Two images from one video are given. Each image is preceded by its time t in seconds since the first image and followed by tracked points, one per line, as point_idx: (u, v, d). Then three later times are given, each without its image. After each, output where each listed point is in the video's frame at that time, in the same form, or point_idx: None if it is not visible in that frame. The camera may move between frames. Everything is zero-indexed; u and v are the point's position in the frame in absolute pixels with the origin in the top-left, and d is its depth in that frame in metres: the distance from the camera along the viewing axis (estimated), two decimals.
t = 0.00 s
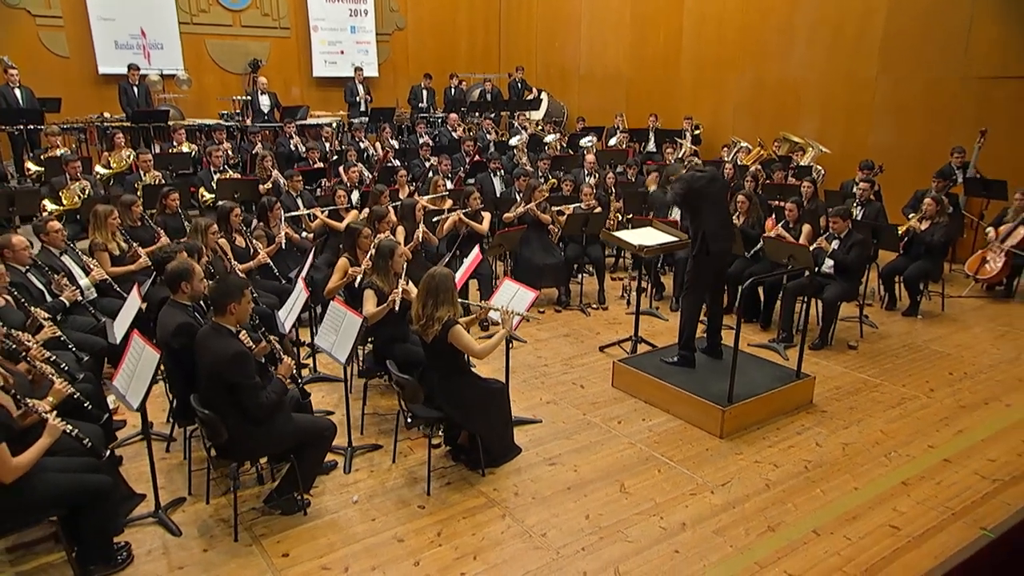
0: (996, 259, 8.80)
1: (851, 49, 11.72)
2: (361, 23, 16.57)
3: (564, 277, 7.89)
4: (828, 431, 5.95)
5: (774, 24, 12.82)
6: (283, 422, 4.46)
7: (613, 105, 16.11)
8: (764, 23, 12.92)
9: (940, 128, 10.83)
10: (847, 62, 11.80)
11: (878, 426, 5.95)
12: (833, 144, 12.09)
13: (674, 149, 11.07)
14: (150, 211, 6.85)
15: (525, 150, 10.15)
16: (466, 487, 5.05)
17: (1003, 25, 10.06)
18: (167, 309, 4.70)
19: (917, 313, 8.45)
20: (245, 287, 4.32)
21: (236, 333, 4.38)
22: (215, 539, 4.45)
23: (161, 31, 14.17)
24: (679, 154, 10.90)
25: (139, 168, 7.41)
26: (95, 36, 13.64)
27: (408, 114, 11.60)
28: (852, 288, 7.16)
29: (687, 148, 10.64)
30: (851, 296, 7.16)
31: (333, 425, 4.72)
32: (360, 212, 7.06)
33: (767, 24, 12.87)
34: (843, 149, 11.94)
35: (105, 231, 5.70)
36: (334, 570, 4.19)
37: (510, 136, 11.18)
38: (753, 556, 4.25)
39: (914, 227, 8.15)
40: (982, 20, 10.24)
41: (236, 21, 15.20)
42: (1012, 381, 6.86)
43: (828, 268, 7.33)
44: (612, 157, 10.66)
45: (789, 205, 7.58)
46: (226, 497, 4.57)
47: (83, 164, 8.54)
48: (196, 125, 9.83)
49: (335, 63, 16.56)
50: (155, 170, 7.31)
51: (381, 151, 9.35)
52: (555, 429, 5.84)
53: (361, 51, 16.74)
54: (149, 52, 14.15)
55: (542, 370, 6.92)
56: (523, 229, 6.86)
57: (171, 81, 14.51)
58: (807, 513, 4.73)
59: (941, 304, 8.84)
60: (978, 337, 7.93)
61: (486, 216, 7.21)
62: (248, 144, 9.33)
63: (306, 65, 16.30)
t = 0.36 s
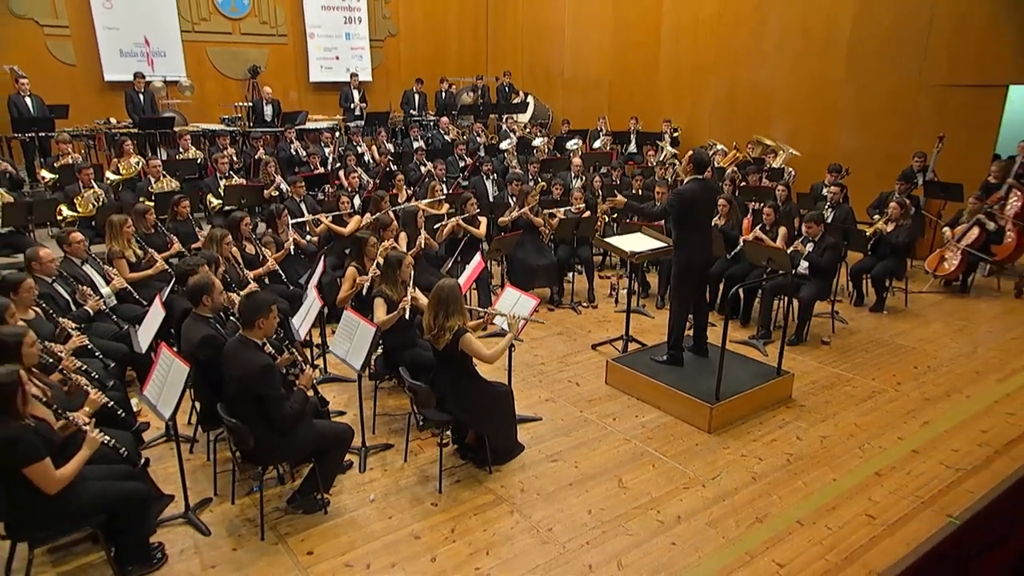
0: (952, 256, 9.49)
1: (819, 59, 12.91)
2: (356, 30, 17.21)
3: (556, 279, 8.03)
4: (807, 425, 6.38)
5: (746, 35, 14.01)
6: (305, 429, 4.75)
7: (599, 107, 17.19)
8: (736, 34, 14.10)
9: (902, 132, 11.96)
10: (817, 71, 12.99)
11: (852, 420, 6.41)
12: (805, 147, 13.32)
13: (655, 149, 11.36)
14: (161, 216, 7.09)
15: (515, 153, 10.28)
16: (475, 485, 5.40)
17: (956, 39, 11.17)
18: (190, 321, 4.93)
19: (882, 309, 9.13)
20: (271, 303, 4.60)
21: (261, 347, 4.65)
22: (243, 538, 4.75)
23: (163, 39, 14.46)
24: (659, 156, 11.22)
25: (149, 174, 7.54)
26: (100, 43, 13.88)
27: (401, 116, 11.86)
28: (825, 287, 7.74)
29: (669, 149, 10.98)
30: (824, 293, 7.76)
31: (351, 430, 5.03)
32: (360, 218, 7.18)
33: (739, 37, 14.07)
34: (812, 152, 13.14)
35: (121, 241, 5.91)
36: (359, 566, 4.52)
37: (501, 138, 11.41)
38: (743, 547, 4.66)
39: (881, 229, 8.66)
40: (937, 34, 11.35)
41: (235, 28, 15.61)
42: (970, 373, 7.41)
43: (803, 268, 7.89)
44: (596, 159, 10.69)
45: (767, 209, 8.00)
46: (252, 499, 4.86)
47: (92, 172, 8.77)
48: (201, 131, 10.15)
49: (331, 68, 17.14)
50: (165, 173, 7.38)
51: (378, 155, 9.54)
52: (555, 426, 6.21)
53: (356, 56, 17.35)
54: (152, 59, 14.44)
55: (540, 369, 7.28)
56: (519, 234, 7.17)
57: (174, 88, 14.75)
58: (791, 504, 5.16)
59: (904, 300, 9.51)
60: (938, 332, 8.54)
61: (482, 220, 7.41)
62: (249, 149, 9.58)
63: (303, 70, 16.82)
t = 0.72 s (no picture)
0: (919, 256, 10.04)
1: (794, 69, 13.52)
2: (360, 38, 17.83)
3: (555, 280, 8.29)
4: (791, 418, 6.86)
5: (728, 43, 14.51)
6: (333, 432, 5.12)
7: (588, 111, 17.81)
8: (720, 41, 14.61)
9: (874, 138, 12.61)
10: (793, 80, 13.60)
11: (833, 414, 6.90)
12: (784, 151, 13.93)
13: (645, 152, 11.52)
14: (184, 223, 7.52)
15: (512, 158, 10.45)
16: (489, 479, 5.81)
17: (921, 52, 11.87)
18: (222, 331, 5.26)
19: (857, 306, 9.77)
20: (301, 316, 4.94)
21: (292, 356, 5.00)
22: (278, 531, 5.13)
23: (179, 49, 15.01)
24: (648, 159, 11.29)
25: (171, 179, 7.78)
26: (119, 54, 14.38)
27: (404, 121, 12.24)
28: (807, 287, 8.34)
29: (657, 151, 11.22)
30: (805, 293, 8.37)
31: (374, 431, 5.40)
32: (370, 226, 7.29)
33: (720, 46, 14.61)
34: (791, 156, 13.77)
35: (148, 248, 6.19)
36: (388, 556, 4.91)
37: (498, 141, 11.73)
38: (737, 535, 5.13)
39: (856, 232, 9.38)
40: (904, 47, 12.02)
41: (246, 38, 16.12)
42: (937, 367, 7.94)
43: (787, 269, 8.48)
44: (588, 161, 10.57)
45: (751, 213, 8.51)
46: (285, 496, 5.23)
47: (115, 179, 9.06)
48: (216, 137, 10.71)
49: (335, 75, 17.74)
50: (185, 180, 7.76)
51: (382, 159, 9.76)
52: (559, 421, 6.63)
53: (360, 63, 18.03)
54: (168, 68, 15.01)
55: (543, 366, 7.69)
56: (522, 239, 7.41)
57: (188, 95, 15.34)
58: (781, 494, 5.62)
59: (876, 297, 10.13)
60: (906, 327, 9.11)
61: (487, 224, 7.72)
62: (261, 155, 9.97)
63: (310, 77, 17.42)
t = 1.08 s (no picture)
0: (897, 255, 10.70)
1: (780, 76, 14.10)
2: (371, 46, 18.86)
3: (561, 279, 8.65)
4: (783, 412, 7.36)
5: (720, 50, 15.10)
6: (365, 431, 5.52)
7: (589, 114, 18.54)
8: (713, 47, 15.20)
9: (852, 143, 13.17)
10: (779, 87, 14.17)
11: (821, 408, 7.42)
12: (770, 153, 14.53)
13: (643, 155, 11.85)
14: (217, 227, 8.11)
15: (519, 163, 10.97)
16: (507, 471, 6.28)
17: (898, 61, 12.33)
18: (261, 337, 5.63)
19: (841, 303, 10.34)
20: (335, 326, 5.31)
21: (327, 363, 5.38)
22: (316, 521, 5.56)
23: (203, 58, 15.92)
24: (645, 163, 11.57)
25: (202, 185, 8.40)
26: (148, 64, 15.23)
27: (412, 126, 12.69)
28: (797, 288, 8.95)
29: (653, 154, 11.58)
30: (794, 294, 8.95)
31: (401, 429, 5.82)
32: (387, 227, 7.69)
33: (714, 55, 15.20)
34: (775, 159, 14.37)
35: (184, 252, 6.50)
36: (418, 545, 5.35)
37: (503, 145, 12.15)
38: (736, 523, 5.61)
39: (840, 235, 10.08)
40: (884, 56, 12.50)
41: (265, 48, 17.10)
42: (915, 361, 8.46)
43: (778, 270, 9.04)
44: (590, 163, 11.02)
45: (745, 218, 9.22)
46: (321, 488, 5.66)
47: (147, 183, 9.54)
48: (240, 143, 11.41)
49: (348, 82, 18.76)
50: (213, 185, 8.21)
51: (395, 162, 10.39)
52: (569, 416, 7.10)
53: (370, 70, 19.03)
54: (194, 77, 15.92)
55: (551, 363, 8.17)
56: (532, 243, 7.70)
57: (212, 101, 16.26)
58: (775, 484, 6.13)
59: (858, 294, 10.73)
60: (886, 323, 9.67)
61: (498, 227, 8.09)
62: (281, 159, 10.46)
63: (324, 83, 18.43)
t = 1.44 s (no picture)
0: (881, 253, 11.26)
1: (774, 82, 14.60)
2: (387, 53, 19.28)
3: (568, 277, 9.11)
4: (777, 404, 7.90)
5: (717, 56, 15.56)
6: (395, 426, 5.96)
7: (591, 116, 19.09)
8: (711, 53, 15.66)
9: (841, 146, 13.70)
10: (773, 92, 14.68)
11: (811, 400, 7.97)
12: (764, 156, 15.07)
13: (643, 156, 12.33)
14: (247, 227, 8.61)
15: (528, 165, 11.58)
16: (523, 462, 6.77)
17: (885, 69, 12.82)
18: (296, 339, 6.05)
19: (829, 299, 10.90)
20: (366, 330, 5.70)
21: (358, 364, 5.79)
22: (350, 508, 6.03)
23: (229, 66, 16.40)
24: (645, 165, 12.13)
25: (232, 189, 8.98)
26: (179, 72, 15.77)
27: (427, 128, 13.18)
28: (789, 287, 9.44)
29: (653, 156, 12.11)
30: (786, 292, 9.43)
31: (427, 424, 6.26)
32: (404, 228, 8.14)
33: (712, 61, 15.65)
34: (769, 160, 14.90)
35: (219, 254, 6.92)
36: (444, 531, 5.82)
37: (512, 147, 12.58)
38: (735, 510, 6.14)
39: (830, 236, 10.64)
40: (872, 64, 13.00)
41: (288, 55, 17.52)
42: (897, 356, 9.02)
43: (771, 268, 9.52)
44: (594, 166, 11.59)
45: (741, 222, 9.68)
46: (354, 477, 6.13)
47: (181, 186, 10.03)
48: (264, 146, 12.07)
49: (365, 86, 19.20)
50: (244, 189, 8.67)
51: (410, 164, 10.84)
52: (580, 408, 7.61)
53: (387, 76, 19.46)
54: (221, 84, 16.41)
55: (561, 358, 8.70)
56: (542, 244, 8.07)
57: (237, 107, 16.78)
58: (770, 472, 6.67)
59: (846, 291, 11.30)
60: (871, 319, 10.23)
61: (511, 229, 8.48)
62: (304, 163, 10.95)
63: (343, 88, 18.87)
